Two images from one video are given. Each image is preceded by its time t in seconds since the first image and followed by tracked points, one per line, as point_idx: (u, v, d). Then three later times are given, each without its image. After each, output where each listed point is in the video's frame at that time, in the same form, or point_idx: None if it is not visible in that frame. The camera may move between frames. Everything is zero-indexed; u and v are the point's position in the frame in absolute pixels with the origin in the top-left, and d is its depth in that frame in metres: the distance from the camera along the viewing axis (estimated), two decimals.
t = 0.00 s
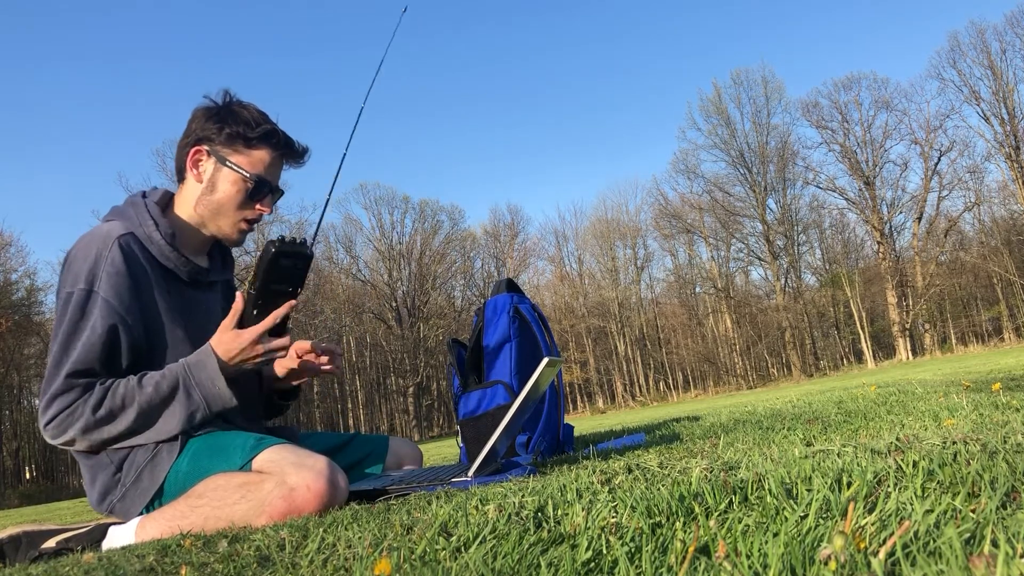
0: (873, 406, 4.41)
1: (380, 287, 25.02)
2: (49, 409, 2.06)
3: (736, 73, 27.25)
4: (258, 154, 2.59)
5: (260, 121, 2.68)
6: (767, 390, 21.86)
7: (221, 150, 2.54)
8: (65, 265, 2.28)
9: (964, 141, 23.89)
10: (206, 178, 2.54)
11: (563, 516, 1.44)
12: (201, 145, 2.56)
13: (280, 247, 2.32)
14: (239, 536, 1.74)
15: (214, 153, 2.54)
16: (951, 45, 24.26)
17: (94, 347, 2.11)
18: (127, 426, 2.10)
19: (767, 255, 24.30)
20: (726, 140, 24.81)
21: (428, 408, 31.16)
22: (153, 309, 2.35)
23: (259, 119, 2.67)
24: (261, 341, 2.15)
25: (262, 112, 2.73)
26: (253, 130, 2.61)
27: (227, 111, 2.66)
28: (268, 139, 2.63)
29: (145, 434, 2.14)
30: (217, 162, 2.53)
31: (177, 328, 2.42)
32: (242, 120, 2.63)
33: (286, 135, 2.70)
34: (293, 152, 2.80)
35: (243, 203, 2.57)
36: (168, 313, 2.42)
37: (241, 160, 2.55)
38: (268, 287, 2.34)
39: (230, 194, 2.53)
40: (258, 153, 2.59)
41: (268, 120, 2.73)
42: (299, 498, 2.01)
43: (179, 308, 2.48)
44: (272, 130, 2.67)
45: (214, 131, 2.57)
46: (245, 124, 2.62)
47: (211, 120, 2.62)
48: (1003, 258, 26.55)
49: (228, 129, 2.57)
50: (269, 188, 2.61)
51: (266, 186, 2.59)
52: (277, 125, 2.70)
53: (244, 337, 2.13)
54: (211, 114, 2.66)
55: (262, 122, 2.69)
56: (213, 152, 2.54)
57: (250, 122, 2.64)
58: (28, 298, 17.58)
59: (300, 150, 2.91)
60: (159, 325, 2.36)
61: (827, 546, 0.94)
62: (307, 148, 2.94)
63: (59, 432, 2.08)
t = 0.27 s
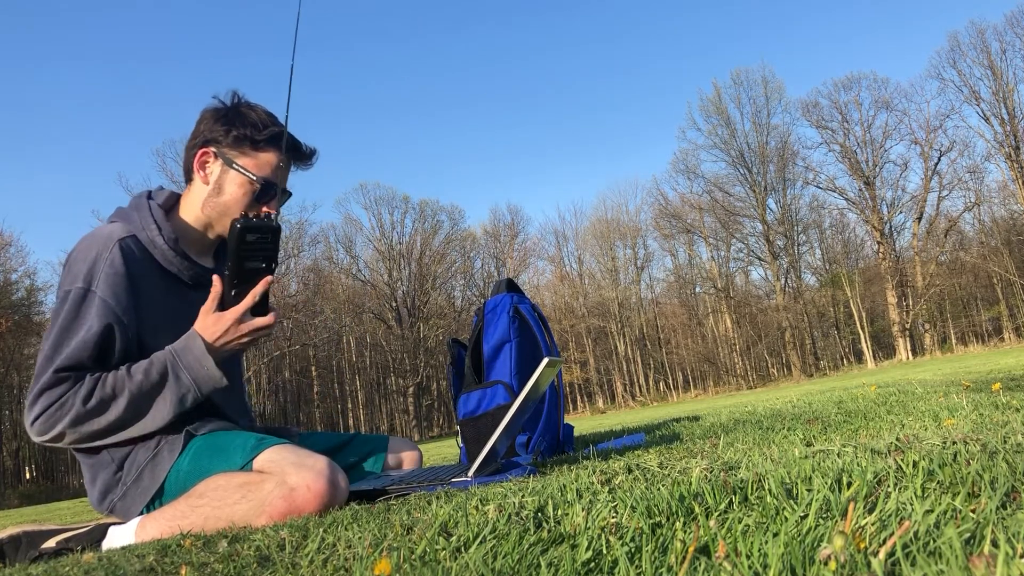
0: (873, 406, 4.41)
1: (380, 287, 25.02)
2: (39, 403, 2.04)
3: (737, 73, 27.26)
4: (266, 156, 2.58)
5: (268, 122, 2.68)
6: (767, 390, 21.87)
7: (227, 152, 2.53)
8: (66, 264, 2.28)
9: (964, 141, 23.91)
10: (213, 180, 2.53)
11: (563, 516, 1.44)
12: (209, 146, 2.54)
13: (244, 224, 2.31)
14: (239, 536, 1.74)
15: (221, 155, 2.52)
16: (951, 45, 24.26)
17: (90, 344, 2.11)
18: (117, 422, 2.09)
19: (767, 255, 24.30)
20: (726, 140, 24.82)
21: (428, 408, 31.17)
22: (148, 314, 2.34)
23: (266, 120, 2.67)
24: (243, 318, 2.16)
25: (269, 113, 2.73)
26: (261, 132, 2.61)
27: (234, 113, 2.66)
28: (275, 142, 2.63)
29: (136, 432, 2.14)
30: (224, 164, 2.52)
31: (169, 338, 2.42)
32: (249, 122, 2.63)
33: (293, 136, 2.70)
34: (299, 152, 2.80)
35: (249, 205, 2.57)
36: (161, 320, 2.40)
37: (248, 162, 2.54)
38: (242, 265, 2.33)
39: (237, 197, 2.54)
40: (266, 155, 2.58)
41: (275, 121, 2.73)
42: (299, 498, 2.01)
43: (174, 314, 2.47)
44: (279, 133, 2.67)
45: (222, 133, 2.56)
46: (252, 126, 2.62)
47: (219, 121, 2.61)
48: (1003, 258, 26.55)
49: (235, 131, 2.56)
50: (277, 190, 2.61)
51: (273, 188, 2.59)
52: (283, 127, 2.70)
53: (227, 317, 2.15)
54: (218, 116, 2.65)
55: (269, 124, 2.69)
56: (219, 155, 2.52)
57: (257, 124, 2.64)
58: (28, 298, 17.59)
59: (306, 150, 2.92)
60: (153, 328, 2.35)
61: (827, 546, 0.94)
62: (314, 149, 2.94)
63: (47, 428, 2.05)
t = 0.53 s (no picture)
0: (873, 406, 4.42)
1: (380, 287, 25.02)
2: (43, 403, 2.04)
3: (737, 73, 27.26)
4: (269, 158, 2.58)
5: (272, 125, 2.69)
6: (767, 390, 21.87)
7: (232, 154, 2.53)
8: (68, 263, 2.28)
9: (964, 141, 23.91)
10: (217, 182, 2.53)
11: (563, 516, 1.45)
12: (213, 148, 2.54)
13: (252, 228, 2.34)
14: (239, 536, 1.74)
15: (225, 157, 2.52)
16: (951, 45, 24.26)
17: (95, 344, 2.10)
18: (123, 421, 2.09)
19: (767, 255, 24.29)
20: (726, 140, 24.82)
21: (428, 408, 31.17)
22: (150, 315, 2.34)
23: (270, 122, 2.67)
24: (248, 321, 2.22)
25: (273, 116, 2.73)
26: (265, 134, 2.61)
27: (238, 115, 2.66)
28: (279, 144, 2.63)
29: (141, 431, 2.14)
30: (228, 166, 2.52)
31: (169, 339, 2.42)
32: (253, 124, 2.63)
33: (297, 139, 2.70)
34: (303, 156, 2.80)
35: (253, 207, 2.57)
36: (162, 322, 2.40)
37: (251, 164, 2.54)
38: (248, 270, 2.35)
39: (241, 199, 2.53)
40: (270, 157, 2.58)
41: (279, 124, 2.73)
42: (299, 498, 2.01)
43: (174, 316, 2.47)
44: (283, 135, 2.67)
45: (226, 135, 2.56)
46: (257, 128, 2.62)
47: (223, 123, 2.61)
48: (1003, 258, 26.52)
49: (239, 134, 2.56)
50: (280, 192, 2.61)
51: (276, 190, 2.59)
52: (287, 130, 2.70)
53: (232, 319, 2.19)
54: (223, 117, 2.65)
55: (274, 127, 2.69)
56: (224, 157, 2.52)
57: (261, 126, 2.64)
58: (28, 298, 17.59)
59: (310, 153, 2.92)
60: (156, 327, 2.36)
61: (827, 547, 0.94)
62: (317, 152, 2.95)
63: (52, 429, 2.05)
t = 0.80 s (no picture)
0: (873, 406, 4.42)
1: (380, 287, 25.02)
2: (44, 400, 2.04)
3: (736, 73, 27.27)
4: (271, 160, 2.58)
5: (273, 126, 2.69)
6: (767, 390, 21.87)
7: (233, 156, 2.53)
8: (69, 261, 2.28)
9: (965, 141, 23.90)
10: (219, 183, 2.52)
11: (563, 516, 1.45)
12: (214, 150, 2.54)
13: (257, 232, 2.34)
14: (239, 535, 1.74)
15: (226, 159, 2.52)
16: (951, 45, 24.26)
17: (96, 343, 2.09)
18: (124, 418, 2.09)
19: (767, 255, 24.27)
20: (726, 141, 24.82)
21: (428, 408, 31.17)
22: (151, 315, 2.34)
23: (271, 124, 2.67)
24: (251, 322, 2.23)
25: (274, 116, 2.73)
26: (267, 136, 2.61)
27: (239, 116, 2.66)
28: (280, 146, 2.63)
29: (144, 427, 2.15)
30: (229, 167, 2.51)
31: (169, 340, 2.42)
32: (255, 126, 2.63)
33: (299, 141, 2.70)
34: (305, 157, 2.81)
35: (254, 209, 2.56)
36: (162, 322, 2.40)
37: (253, 165, 2.54)
38: (252, 271, 2.35)
39: (243, 200, 2.53)
40: (271, 159, 2.58)
41: (281, 125, 2.73)
42: (299, 498, 2.01)
43: (174, 316, 2.47)
44: (285, 137, 2.68)
45: (227, 137, 2.55)
46: (258, 129, 2.62)
47: (225, 124, 2.61)
48: (1003, 258, 26.51)
49: (241, 135, 2.56)
50: (281, 194, 2.60)
51: (277, 192, 2.59)
52: (289, 131, 2.70)
53: (234, 321, 2.20)
54: (224, 119, 2.65)
55: (275, 128, 2.69)
56: (225, 158, 2.52)
57: (263, 128, 2.64)
58: (28, 298, 17.61)
59: (311, 154, 2.93)
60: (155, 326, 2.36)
61: (827, 546, 0.94)
62: (319, 153, 2.94)
63: (52, 427, 2.05)
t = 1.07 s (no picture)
0: (873, 406, 4.42)
1: (380, 287, 25.02)
2: (48, 401, 2.04)
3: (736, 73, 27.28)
4: (271, 159, 2.58)
5: (273, 126, 2.68)
6: (768, 389, 21.87)
7: (233, 156, 2.53)
8: (71, 261, 2.28)
9: (965, 141, 23.91)
10: (219, 184, 2.53)
11: (563, 516, 1.45)
12: (215, 150, 2.54)
13: (255, 228, 2.34)
14: (238, 536, 1.74)
15: (227, 159, 2.52)
16: (951, 45, 24.26)
17: (98, 342, 2.09)
18: (128, 417, 2.10)
19: (767, 255, 24.26)
20: (726, 141, 24.82)
21: (428, 408, 31.17)
22: (152, 314, 2.34)
23: (271, 124, 2.67)
24: (252, 318, 2.23)
25: (274, 116, 2.73)
26: (267, 135, 2.61)
27: (239, 116, 2.66)
28: (280, 145, 2.64)
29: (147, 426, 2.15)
30: (229, 168, 2.51)
31: (171, 339, 2.43)
32: (255, 125, 2.63)
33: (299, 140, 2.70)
34: (304, 156, 2.81)
35: (254, 208, 2.57)
36: (163, 321, 2.40)
37: (253, 165, 2.54)
38: (251, 267, 2.35)
39: (243, 200, 2.54)
40: (271, 158, 2.58)
41: (280, 125, 2.73)
42: (299, 497, 2.01)
43: (175, 316, 2.47)
44: (284, 137, 2.68)
45: (227, 137, 2.55)
46: (258, 129, 2.62)
47: (224, 125, 2.61)
48: (1004, 258, 26.50)
49: (241, 135, 2.56)
50: (281, 193, 2.60)
51: (278, 191, 2.58)
52: (288, 130, 2.71)
53: (236, 316, 2.21)
54: (224, 119, 2.65)
55: (274, 127, 2.69)
56: (225, 159, 2.52)
57: (263, 128, 2.64)
58: (28, 298, 17.61)
59: (311, 153, 2.93)
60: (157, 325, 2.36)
61: (826, 546, 0.95)
62: (318, 152, 2.95)
63: (56, 427, 2.05)
